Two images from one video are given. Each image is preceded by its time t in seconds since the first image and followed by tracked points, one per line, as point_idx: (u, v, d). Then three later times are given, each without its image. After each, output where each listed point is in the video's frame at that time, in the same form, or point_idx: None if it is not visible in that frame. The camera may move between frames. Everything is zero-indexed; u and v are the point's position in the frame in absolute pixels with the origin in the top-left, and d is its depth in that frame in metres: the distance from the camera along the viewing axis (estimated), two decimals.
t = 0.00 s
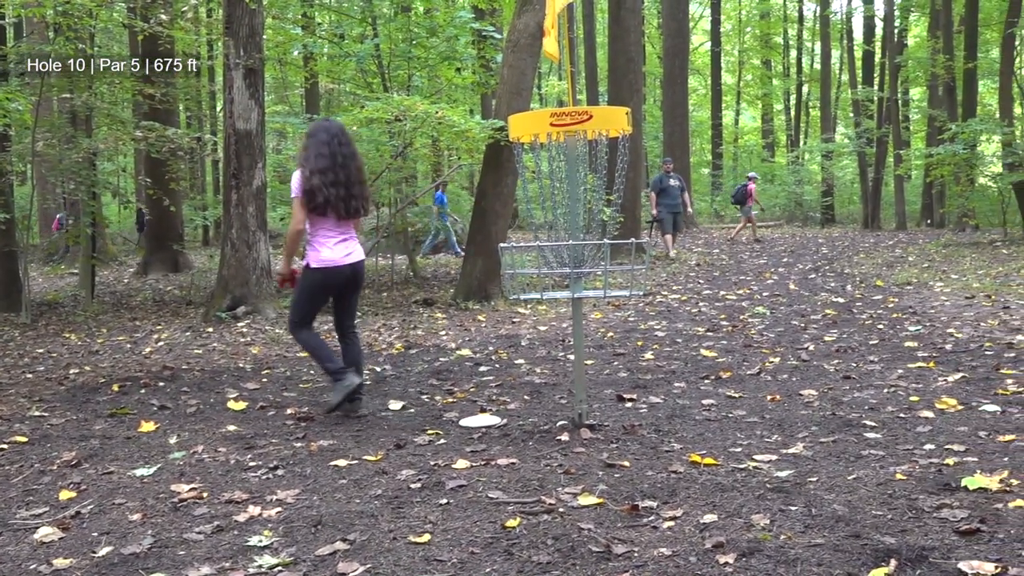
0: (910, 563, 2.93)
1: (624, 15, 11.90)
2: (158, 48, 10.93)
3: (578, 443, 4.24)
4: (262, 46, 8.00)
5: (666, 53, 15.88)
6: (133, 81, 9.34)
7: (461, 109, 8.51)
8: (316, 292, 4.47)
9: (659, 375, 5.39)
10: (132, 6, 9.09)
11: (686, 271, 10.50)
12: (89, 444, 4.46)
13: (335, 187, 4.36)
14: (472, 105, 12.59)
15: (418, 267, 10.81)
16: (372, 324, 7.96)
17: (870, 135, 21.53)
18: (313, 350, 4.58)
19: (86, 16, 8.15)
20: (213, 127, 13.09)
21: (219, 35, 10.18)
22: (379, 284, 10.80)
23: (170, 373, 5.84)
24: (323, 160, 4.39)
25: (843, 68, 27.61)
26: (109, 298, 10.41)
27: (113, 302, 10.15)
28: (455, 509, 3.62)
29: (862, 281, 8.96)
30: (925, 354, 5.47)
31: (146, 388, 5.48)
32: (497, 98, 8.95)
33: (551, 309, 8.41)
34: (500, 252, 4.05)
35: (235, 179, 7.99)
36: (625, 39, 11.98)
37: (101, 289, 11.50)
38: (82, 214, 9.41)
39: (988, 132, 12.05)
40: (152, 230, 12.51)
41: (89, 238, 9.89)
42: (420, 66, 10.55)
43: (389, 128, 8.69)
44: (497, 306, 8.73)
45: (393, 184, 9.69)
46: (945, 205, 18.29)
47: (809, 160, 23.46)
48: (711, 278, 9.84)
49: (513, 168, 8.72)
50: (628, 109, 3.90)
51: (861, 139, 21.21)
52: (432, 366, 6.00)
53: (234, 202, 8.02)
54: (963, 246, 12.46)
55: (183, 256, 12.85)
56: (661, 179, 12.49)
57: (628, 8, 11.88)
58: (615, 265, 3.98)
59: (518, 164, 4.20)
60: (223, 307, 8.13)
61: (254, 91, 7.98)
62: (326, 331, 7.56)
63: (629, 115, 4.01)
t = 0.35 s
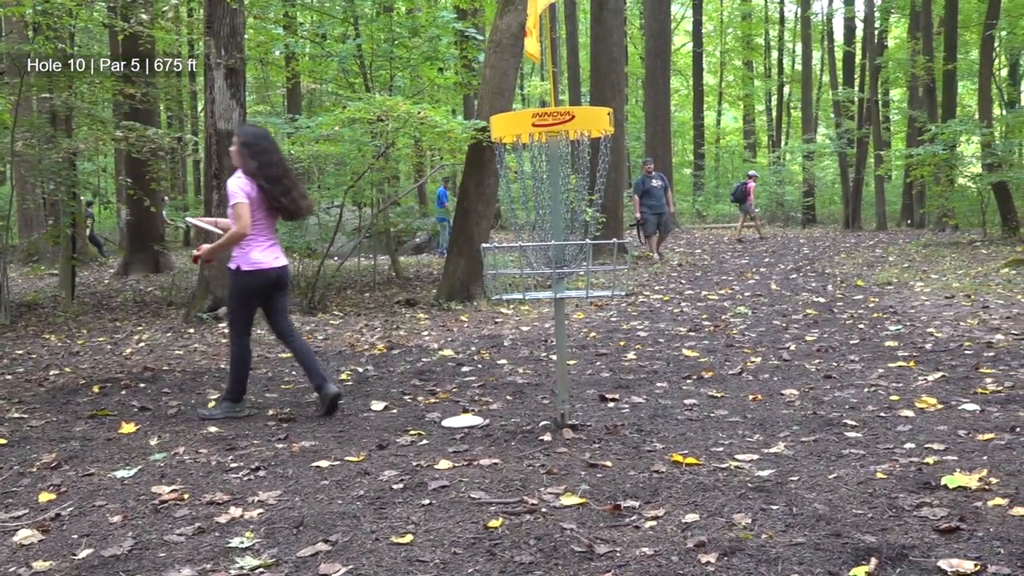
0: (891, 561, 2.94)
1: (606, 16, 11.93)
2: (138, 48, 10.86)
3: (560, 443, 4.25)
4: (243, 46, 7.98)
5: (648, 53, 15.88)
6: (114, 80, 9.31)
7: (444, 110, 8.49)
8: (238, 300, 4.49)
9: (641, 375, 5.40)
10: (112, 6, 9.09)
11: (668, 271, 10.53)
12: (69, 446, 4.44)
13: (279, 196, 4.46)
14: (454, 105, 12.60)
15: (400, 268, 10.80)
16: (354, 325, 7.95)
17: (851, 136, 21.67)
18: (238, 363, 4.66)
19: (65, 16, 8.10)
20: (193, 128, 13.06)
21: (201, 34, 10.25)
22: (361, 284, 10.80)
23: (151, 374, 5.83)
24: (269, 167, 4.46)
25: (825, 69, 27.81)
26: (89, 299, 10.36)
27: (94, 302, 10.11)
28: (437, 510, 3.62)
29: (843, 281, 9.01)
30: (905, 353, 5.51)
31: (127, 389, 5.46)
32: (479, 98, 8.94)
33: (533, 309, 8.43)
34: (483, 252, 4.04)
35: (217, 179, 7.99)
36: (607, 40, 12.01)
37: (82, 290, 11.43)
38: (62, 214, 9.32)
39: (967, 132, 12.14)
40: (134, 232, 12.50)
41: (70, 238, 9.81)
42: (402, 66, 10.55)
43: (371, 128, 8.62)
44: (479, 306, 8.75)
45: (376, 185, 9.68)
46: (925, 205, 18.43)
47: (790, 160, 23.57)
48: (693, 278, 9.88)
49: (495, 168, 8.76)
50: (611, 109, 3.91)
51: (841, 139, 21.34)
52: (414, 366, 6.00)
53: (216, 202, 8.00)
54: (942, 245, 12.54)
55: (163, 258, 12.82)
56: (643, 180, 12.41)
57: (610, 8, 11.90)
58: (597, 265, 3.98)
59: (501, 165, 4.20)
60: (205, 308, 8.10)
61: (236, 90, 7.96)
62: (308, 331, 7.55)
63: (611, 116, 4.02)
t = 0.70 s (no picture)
0: (873, 559, 2.95)
1: (590, 15, 11.95)
2: (120, 46, 10.83)
3: (544, 442, 4.25)
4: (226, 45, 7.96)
5: (632, 53, 15.88)
6: (95, 80, 9.38)
7: (428, 109, 8.47)
8: (178, 297, 4.56)
9: (625, 374, 5.41)
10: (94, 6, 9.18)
11: (652, 270, 10.55)
12: (51, 447, 4.42)
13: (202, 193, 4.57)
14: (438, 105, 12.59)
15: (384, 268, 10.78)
16: (337, 325, 7.93)
17: (834, 136, 21.77)
18: (203, 360, 4.66)
19: (46, 14, 8.14)
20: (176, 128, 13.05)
21: (184, 34, 10.33)
22: (344, 285, 10.78)
23: (133, 374, 5.81)
24: (190, 167, 4.57)
25: (807, 69, 27.96)
26: (71, 299, 10.31)
27: (75, 302, 10.07)
28: (421, 510, 3.61)
29: (826, 280, 9.05)
30: (888, 352, 5.53)
31: (109, 389, 5.45)
32: (463, 97, 8.93)
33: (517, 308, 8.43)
34: (466, 252, 4.03)
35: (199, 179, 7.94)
36: (591, 40, 12.03)
37: (65, 290, 11.35)
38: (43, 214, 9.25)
39: (949, 132, 12.21)
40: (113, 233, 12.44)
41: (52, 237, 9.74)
42: (386, 65, 10.53)
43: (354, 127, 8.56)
44: (463, 305, 8.75)
45: (361, 184, 9.65)
46: (907, 204, 18.54)
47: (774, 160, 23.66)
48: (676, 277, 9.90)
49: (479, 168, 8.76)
50: (594, 109, 3.91)
51: (824, 139, 21.40)
52: (398, 366, 6.00)
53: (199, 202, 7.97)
54: (924, 245, 12.61)
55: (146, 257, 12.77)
56: (627, 180, 12.46)
57: (594, 8, 11.91)
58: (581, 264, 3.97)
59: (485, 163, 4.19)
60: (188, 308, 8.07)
61: (219, 90, 7.94)
62: (292, 331, 7.54)
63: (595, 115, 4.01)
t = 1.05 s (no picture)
0: (858, 557, 2.96)
1: (576, 15, 11.97)
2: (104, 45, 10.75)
3: (530, 442, 4.26)
4: (211, 44, 7.96)
5: (619, 53, 15.91)
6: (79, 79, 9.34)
7: (414, 108, 8.47)
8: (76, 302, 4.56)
9: (611, 373, 5.43)
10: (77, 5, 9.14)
11: (638, 269, 10.57)
12: (35, 447, 4.40)
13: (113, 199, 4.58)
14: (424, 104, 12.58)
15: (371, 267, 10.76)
16: (323, 324, 7.91)
17: (819, 135, 21.86)
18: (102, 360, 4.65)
19: (28, 13, 8.19)
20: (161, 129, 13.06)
21: (167, 33, 10.32)
22: (331, 284, 10.77)
23: (118, 374, 5.80)
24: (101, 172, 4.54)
25: (792, 69, 28.05)
26: (55, 299, 10.27)
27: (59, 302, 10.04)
28: (407, 509, 3.61)
29: (811, 279, 9.08)
30: (873, 351, 5.56)
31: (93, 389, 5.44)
32: (449, 97, 8.93)
33: (503, 308, 8.43)
34: (452, 252, 4.03)
35: (185, 178, 7.90)
36: (577, 40, 12.04)
37: (49, 289, 11.33)
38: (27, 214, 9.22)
39: (933, 132, 12.28)
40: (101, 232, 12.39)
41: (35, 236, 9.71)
42: (372, 64, 10.52)
43: (340, 126, 8.58)
44: (449, 304, 8.76)
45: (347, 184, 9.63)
46: (892, 204, 18.66)
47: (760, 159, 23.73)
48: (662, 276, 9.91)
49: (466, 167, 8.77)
50: (580, 108, 3.90)
51: (808, 139, 21.50)
52: (385, 365, 6.00)
53: (184, 201, 7.94)
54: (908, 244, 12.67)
55: (130, 257, 12.76)
56: (614, 179, 12.48)
57: (580, 8, 11.93)
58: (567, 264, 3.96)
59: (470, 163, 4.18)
60: (173, 307, 8.04)
61: (204, 89, 7.92)
62: (277, 331, 7.52)
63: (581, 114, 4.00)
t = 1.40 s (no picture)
0: (847, 554, 2.96)
1: (565, 13, 11.98)
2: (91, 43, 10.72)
3: (520, 439, 4.26)
4: (198, 42, 7.95)
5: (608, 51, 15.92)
6: (65, 77, 9.31)
7: (402, 106, 8.46)
8: None
9: (600, 371, 5.44)
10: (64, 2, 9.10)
11: (628, 267, 10.59)
12: (22, 446, 4.38)
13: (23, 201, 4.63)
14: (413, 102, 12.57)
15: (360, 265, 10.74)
16: (312, 323, 7.89)
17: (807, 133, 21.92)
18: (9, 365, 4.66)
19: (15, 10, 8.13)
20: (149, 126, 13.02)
21: (155, 30, 10.28)
22: (321, 283, 10.73)
23: (106, 373, 5.78)
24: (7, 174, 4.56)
25: (781, 67, 28.10)
26: (43, 297, 10.22)
27: (47, 300, 10.00)
28: (396, 507, 3.60)
29: (800, 276, 9.10)
30: (861, 348, 5.57)
31: (81, 387, 5.42)
32: (438, 95, 8.93)
33: (493, 305, 8.43)
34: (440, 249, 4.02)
35: (173, 175, 7.87)
36: (566, 37, 12.04)
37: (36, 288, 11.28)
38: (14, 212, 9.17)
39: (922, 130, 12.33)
40: (87, 228, 12.35)
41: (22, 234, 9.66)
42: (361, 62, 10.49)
43: (329, 124, 8.57)
44: (438, 302, 8.75)
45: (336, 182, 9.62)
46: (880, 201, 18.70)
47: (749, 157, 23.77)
48: (651, 274, 9.91)
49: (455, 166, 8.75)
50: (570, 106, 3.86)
51: (797, 137, 21.55)
52: (374, 364, 5.99)
53: (173, 199, 7.91)
54: (896, 241, 12.71)
55: (119, 255, 12.71)
56: (605, 176, 12.40)
57: (569, 6, 11.93)
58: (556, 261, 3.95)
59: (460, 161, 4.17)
60: (161, 306, 8.01)
61: (192, 87, 7.91)
62: (266, 329, 7.51)
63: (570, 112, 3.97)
